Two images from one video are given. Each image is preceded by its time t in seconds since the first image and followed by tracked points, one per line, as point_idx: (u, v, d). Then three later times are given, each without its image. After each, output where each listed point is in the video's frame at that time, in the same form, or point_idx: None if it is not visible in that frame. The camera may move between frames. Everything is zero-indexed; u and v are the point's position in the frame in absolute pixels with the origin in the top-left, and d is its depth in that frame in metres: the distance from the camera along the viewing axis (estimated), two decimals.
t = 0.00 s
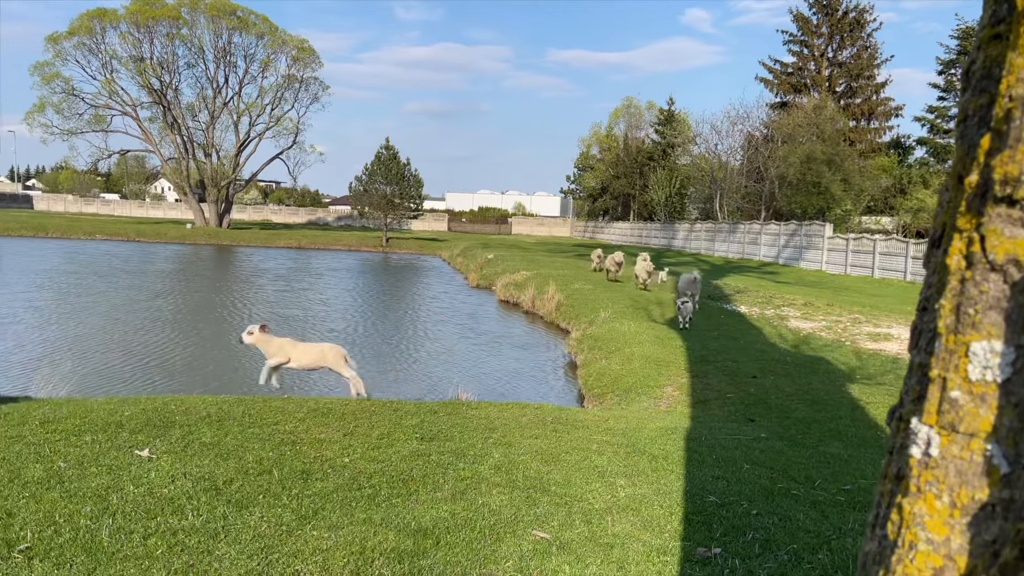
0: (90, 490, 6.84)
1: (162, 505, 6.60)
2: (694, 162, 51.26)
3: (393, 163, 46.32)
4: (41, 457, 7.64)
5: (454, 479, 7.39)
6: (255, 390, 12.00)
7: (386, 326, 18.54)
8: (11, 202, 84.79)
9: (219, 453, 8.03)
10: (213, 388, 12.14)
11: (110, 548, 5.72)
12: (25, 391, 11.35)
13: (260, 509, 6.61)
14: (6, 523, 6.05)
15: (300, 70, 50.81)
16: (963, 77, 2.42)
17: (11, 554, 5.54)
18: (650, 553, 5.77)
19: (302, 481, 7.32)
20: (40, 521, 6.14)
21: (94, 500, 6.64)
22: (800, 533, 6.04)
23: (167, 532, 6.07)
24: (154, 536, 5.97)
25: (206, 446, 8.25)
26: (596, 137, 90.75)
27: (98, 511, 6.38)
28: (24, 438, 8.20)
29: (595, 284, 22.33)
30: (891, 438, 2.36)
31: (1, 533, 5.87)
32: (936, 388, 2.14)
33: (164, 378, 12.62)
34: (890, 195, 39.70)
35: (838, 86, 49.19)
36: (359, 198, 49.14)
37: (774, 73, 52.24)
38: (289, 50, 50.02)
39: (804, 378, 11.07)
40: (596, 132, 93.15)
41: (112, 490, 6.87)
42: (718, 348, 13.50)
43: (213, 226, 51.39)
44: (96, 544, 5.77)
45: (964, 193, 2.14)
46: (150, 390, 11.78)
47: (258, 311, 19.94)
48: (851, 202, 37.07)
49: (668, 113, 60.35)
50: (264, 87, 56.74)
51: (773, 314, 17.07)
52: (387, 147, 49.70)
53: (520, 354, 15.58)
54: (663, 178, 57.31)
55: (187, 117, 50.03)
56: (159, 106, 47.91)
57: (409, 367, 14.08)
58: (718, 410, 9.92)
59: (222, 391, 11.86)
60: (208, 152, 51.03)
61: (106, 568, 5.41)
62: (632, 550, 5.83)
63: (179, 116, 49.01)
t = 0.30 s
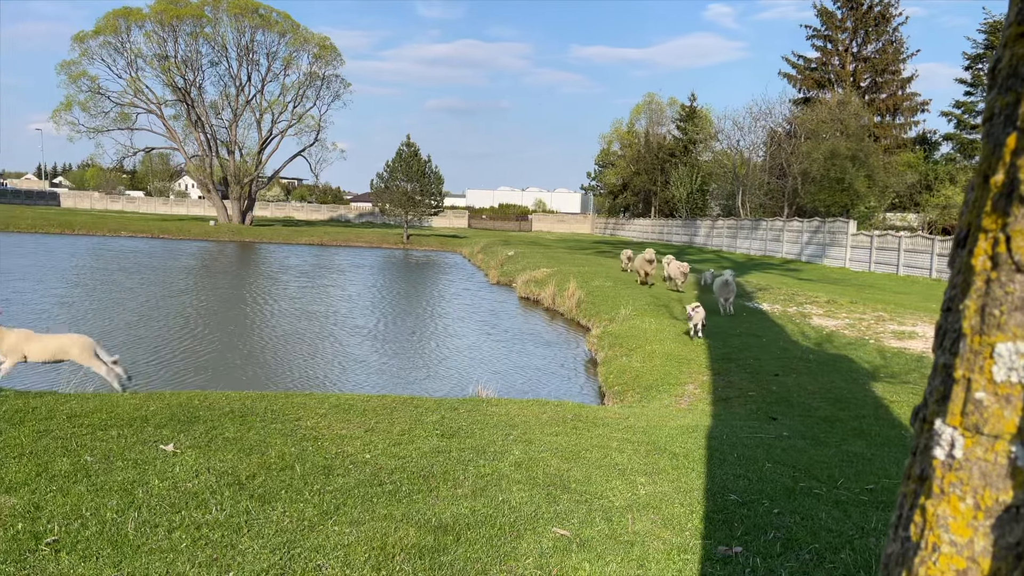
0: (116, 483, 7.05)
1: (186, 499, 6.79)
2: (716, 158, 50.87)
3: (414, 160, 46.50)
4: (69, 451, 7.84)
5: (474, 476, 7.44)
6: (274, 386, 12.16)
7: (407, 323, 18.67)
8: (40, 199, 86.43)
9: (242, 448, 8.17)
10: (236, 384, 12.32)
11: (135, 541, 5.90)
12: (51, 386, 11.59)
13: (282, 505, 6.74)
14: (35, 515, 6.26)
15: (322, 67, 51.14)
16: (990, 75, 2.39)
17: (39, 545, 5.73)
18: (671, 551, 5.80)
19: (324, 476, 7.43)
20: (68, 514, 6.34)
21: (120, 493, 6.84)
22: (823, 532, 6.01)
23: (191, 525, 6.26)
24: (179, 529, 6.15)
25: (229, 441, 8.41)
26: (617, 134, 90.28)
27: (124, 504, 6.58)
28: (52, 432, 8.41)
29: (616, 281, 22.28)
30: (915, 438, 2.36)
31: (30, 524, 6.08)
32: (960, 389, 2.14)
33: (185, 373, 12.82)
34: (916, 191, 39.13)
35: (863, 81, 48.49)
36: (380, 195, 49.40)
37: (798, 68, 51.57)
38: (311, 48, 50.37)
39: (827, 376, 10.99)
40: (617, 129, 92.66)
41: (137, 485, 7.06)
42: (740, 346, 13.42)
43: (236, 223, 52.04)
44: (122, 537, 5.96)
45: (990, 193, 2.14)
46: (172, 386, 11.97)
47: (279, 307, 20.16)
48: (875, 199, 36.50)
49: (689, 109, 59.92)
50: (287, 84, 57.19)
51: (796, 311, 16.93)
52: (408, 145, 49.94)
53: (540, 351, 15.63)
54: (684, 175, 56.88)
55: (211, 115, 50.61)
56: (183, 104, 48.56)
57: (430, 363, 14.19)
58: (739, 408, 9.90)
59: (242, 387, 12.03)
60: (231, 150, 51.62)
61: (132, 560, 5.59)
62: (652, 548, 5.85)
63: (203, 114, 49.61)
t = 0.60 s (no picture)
0: (137, 478, 7.24)
1: (206, 494, 6.94)
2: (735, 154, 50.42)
3: (431, 157, 46.61)
4: (90, 445, 8.03)
5: (490, 471, 7.49)
6: (292, 381, 12.29)
7: (424, 318, 18.76)
8: (65, 196, 87.92)
9: (260, 443, 8.29)
10: (254, 379, 12.48)
11: (155, 535, 6.11)
12: (75, 379, 11.84)
13: (299, 499, 6.87)
14: (58, 510, 6.49)
15: (340, 64, 51.40)
16: (1014, 70, 2.36)
17: (61, 539, 5.95)
18: (687, 549, 5.81)
19: (341, 471, 7.53)
20: (89, 509, 6.55)
21: (141, 488, 7.03)
22: (841, 531, 5.99)
23: (210, 520, 6.42)
24: (198, 524, 6.35)
25: (248, 436, 8.54)
26: (636, 129, 89.83)
27: (144, 499, 6.77)
28: (74, 426, 8.60)
29: (634, 277, 22.20)
30: (934, 443, 2.34)
31: (52, 519, 6.31)
32: (980, 393, 2.13)
33: (204, 368, 13.01)
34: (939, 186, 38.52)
35: (885, 75, 47.78)
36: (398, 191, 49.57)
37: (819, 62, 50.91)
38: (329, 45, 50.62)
39: (848, 373, 10.89)
40: (635, 124, 92.15)
41: (157, 479, 7.23)
42: (759, 343, 13.32)
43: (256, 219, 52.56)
44: (142, 532, 6.17)
45: (1012, 192, 2.12)
46: (192, 380, 12.16)
47: (298, 303, 20.35)
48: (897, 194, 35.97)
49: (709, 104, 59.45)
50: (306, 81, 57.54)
51: (816, 309, 16.76)
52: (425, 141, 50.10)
53: (557, 347, 15.63)
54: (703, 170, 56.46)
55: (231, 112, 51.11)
56: (204, 101, 49.08)
57: (448, 360, 14.23)
58: (759, 406, 9.84)
59: (260, 382, 12.18)
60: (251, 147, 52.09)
61: (151, 555, 5.79)
62: (669, 546, 5.88)
63: (223, 111, 50.09)
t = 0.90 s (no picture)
0: (156, 470, 7.37)
1: (224, 486, 7.05)
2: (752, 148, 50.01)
3: (447, 152, 46.66)
4: (111, 438, 8.18)
5: (505, 466, 7.53)
6: (310, 376, 12.40)
7: (439, 313, 18.82)
8: (85, 192, 89.01)
9: (277, 437, 8.39)
10: (272, 373, 12.62)
11: (174, 527, 6.25)
12: (95, 373, 12.04)
13: (316, 493, 6.96)
14: (79, 501, 6.65)
15: (356, 59, 51.54)
16: None
17: (82, 531, 6.12)
18: (703, 545, 5.85)
19: (357, 466, 7.59)
20: (109, 500, 6.71)
21: (160, 481, 7.16)
22: (859, 528, 5.98)
23: (228, 513, 6.53)
24: (216, 516, 6.47)
25: (265, 429, 8.64)
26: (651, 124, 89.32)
27: (163, 491, 6.90)
28: (94, 419, 8.75)
29: (650, 273, 22.12)
30: (949, 437, 2.35)
31: (72, 510, 6.47)
32: (997, 387, 2.13)
33: (220, 362, 13.16)
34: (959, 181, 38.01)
35: (904, 69, 47.16)
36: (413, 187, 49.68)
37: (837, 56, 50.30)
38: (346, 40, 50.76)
39: (865, 370, 10.81)
40: (651, 118, 91.64)
41: (177, 472, 7.36)
42: (776, 339, 13.23)
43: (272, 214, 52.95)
44: (161, 523, 6.31)
45: None
46: (211, 374, 12.32)
47: (315, 298, 20.49)
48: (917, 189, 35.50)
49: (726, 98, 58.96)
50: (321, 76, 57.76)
51: (833, 304, 16.62)
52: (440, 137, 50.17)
53: (572, 342, 15.62)
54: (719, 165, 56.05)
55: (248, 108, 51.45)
56: (221, 97, 49.46)
57: (465, 354, 14.29)
58: (775, 402, 9.80)
59: (278, 376, 12.30)
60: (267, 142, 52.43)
61: (170, 546, 5.93)
62: (684, 542, 5.91)
63: (240, 107, 50.45)
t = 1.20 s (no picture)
0: (174, 460, 7.47)
1: (241, 477, 7.14)
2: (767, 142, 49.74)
3: (460, 146, 46.68)
4: (129, 428, 8.29)
5: (519, 458, 7.55)
6: (326, 368, 12.51)
7: (452, 307, 18.88)
8: (102, 187, 89.84)
9: (292, 428, 8.46)
10: (289, 365, 12.76)
11: (192, 516, 6.33)
12: (112, 365, 12.21)
13: (332, 483, 7.02)
14: (98, 490, 6.75)
15: (369, 54, 51.66)
16: None
17: (102, 519, 6.22)
18: (717, 537, 5.88)
19: (372, 457, 7.65)
20: (128, 489, 6.81)
21: (177, 470, 7.26)
22: (874, 522, 5.98)
23: (246, 502, 6.61)
24: (233, 505, 6.55)
25: (281, 421, 8.72)
26: (665, 118, 88.91)
27: (181, 481, 7.00)
28: (112, 410, 8.87)
29: (663, 267, 22.07)
30: (971, 418, 2.33)
31: (92, 499, 6.57)
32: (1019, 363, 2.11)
33: (236, 355, 13.29)
34: (976, 175, 37.65)
35: (921, 62, 46.71)
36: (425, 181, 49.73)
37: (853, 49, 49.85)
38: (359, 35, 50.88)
39: (880, 364, 10.75)
40: (665, 113, 91.18)
41: (194, 461, 7.46)
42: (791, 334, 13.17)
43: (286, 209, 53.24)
44: (179, 512, 6.40)
45: None
46: (228, 366, 12.47)
47: (329, 291, 20.59)
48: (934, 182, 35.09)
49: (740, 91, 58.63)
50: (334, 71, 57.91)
51: (848, 299, 16.52)
52: (453, 131, 50.19)
53: (585, 336, 15.62)
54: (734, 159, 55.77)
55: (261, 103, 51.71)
56: (235, 92, 49.74)
57: (479, 348, 14.37)
58: (790, 396, 9.77)
59: (294, 369, 12.41)
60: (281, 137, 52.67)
61: (189, 534, 6.02)
62: (698, 533, 5.93)
63: (254, 102, 50.70)
